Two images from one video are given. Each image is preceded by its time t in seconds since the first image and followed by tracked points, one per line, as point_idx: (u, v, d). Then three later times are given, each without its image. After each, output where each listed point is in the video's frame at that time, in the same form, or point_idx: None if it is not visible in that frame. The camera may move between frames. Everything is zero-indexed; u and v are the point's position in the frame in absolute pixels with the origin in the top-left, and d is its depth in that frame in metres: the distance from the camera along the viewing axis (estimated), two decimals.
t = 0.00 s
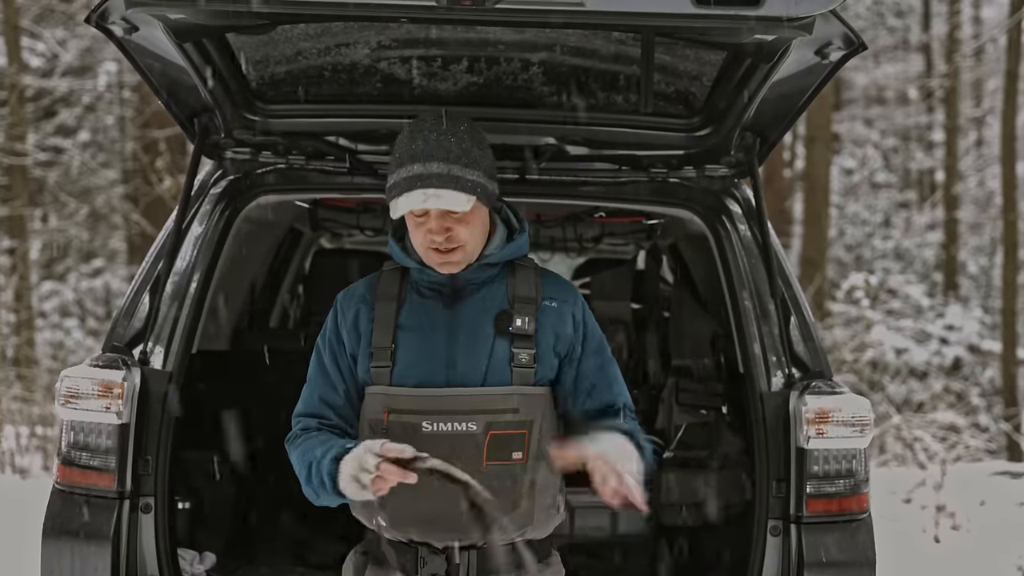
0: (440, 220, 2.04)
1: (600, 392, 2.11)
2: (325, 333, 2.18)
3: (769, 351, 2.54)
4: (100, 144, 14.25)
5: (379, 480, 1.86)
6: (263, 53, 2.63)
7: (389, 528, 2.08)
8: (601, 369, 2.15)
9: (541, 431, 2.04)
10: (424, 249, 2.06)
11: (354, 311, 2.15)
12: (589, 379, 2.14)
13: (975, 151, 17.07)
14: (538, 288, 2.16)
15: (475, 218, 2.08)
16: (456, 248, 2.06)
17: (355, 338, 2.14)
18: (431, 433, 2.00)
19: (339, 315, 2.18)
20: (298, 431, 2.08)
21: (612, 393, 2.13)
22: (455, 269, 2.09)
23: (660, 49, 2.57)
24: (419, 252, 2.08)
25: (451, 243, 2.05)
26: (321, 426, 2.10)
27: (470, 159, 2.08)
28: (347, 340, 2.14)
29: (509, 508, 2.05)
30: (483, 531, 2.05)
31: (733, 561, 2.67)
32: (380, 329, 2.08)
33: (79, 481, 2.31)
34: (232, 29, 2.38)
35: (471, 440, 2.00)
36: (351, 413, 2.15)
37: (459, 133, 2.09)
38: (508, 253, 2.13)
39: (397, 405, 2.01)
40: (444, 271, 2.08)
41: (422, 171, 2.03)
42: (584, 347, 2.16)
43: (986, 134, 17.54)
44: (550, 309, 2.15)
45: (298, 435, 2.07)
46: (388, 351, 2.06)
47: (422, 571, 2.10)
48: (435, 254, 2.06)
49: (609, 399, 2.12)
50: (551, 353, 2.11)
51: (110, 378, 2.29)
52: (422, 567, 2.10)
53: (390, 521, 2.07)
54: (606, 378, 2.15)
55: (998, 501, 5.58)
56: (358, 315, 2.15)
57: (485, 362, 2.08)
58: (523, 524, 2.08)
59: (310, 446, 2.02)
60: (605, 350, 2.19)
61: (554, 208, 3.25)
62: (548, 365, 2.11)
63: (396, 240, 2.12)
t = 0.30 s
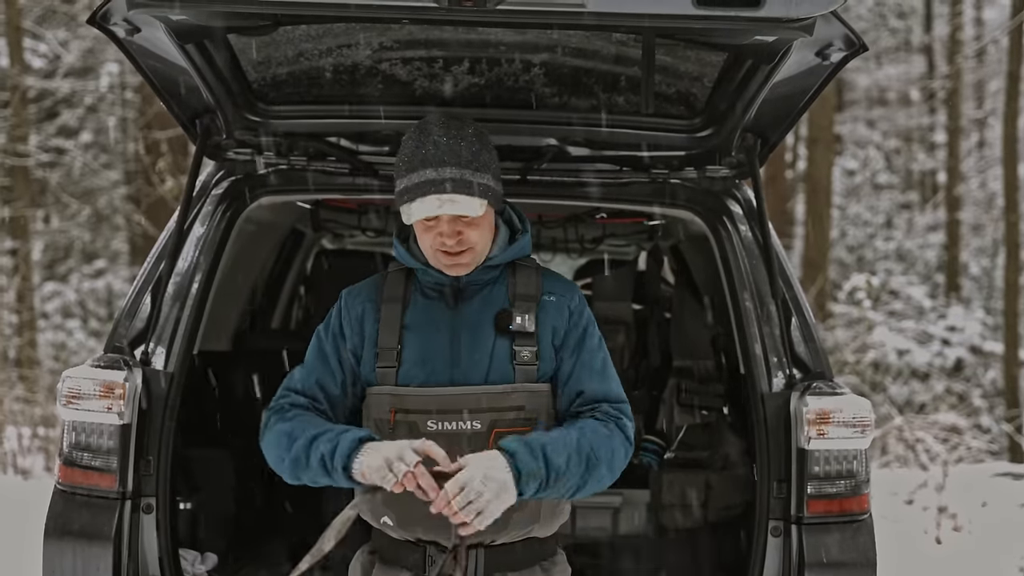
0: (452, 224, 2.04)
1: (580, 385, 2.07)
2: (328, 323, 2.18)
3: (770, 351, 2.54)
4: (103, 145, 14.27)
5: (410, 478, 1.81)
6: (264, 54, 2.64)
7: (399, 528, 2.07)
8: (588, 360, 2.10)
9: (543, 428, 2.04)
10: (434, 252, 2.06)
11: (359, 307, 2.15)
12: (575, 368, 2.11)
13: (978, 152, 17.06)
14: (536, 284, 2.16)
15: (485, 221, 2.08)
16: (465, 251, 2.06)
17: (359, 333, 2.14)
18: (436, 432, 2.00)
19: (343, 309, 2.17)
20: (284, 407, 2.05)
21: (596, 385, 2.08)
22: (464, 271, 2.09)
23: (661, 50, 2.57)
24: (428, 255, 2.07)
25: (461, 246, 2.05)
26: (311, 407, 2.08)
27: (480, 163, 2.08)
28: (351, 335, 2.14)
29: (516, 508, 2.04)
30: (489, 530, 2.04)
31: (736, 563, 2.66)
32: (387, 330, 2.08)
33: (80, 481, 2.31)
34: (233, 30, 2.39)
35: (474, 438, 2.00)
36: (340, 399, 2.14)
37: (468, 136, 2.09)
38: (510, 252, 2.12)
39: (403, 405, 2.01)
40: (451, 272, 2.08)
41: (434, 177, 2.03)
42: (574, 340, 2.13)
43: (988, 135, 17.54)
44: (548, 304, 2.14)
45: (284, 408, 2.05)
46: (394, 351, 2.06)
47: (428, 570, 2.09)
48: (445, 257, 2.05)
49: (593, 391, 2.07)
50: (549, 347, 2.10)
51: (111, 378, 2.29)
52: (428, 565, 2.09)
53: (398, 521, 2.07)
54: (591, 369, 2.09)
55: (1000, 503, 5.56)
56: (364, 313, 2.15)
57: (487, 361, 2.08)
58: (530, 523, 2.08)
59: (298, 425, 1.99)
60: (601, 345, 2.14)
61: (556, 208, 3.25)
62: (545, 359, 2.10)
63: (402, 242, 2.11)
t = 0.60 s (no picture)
0: (449, 219, 2.05)
1: (587, 390, 2.08)
2: (332, 317, 2.21)
3: (771, 350, 2.54)
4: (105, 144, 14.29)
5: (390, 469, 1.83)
6: (266, 53, 2.64)
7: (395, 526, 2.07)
8: (592, 364, 2.11)
9: (542, 427, 2.05)
10: (433, 247, 2.07)
11: (362, 302, 2.17)
12: (578, 371, 2.11)
13: (980, 151, 17.05)
14: (538, 281, 2.15)
15: (482, 216, 2.08)
16: (463, 246, 2.06)
17: (363, 328, 2.17)
18: (434, 430, 2.00)
19: (347, 304, 2.19)
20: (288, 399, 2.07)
21: (601, 392, 2.08)
22: (463, 267, 2.10)
23: (662, 49, 2.57)
24: (428, 251, 2.08)
25: (458, 242, 2.06)
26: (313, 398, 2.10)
27: (478, 158, 2.08)
28: (354, 328, 2.17)
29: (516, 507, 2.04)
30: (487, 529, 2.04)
31: (737, 562, 2.66)
32: (388, 327, 2.09)
33: (82, 479, 2.31)
34: (235, 28, 2.40)
35: (473, 436, 2.00)
36: (345, 388, 2.16)
37: (467, 132, 2.09)
38: (511, 250, 2.13)
39: (402, 402, 2.01)
40: (450, 268, 2.09)
41: (431, 172, 2.03)
42: (577, 344, 2.12)
43: (991, 135, 17.52)
44: (548, 302, 2.13)
45: (288, 399, 2.08)
46: (394, 349, 2.07)
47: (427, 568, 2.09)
48: (443, 253, 2.06)
49: (596, 400, 2.08)
50: (549, 347, 2.11)
51: (113, 377, 2.30)
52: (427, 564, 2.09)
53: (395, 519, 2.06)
54: (597, 377, 2.10)
55: (1001, 502, 5.56)
56: (366, 309, 2.17)
57: (485, 359, 2.07)
58: (527, 522, 2.08)
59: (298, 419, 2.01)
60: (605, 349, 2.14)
61: (558, 207, 3.25)
62: (546, 359, 2.10)
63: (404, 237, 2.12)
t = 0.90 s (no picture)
0: (453, 218, 2.05)
1: (599, 395, 2.11)
2: (336, 331, 2.17)
3: (773, 349, 2.54)
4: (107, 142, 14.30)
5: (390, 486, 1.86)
6: (268, 52, 2.65)
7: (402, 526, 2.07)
8: (603, 370, 2.14)
9: (548, 429, 2.06)
10: (436, 248, 2.06)
11: (364, 307, 2.15)
12: (586, 377, 2.14)
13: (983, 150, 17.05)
14: (546, 286, 2.16)
15: (487, 216, 2.08)
16: (466, 246, 2.06)
17: (367, 335, 2.13)
18: (441, 430, 2.00)
19: (349, 313, 2.16)
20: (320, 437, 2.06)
21: (609, 398, 2.12)
22: (466, 267, 2.09)
23: (663, 48, 2.58)
24: (431, 250, 2.08)
25: (461, 242, 2.05)
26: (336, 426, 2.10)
27: (481, 157, 2.08)
28: (358, 336, 2.13)
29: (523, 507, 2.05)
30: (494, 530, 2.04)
31: (739, 561, 2.67)
32: (391, 327, 2.08)
33: (84, 479, 2.32)
34: (237, 28, 2.40)
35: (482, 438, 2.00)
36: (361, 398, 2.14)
37: (471, 130, 2.09)
38: (516, 252, 2.13)
39: (407, 402, 2.01)
40: (453, 267, 2.08)
41: (435, 169, 2.04)
42: (587, 349, 2.15)
43: (993, 134, 17.50)
44: (558, 306, 2.14)
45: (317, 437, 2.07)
46: (397, 349, 2.07)
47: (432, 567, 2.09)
48: (448, 253, 2.06)
49: (604, 404, 2.11)
50: (559, 351, 2.11)
51: (115, 376, 2.29)
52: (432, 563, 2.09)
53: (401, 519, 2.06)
54: (606, 383, 2.13)
55: (1003, 501, 5.57)
56: (368, 312, 2.15)
57: (494, 361, 2.08)
58: (532, 524, 2.09)
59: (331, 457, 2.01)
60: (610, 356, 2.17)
61: (559, 206, 3.25)
62: (556, 362, 2.11)
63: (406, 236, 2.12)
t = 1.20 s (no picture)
0: (447, 208, 2.04)
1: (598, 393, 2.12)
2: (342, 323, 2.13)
3: (773, 349, 2.54)
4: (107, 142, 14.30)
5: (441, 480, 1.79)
6: (268, 52, 2.65)
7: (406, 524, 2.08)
8: (603, 369, 2.15)
9: (551, 427, 2.06)
10: (433, 238, 2.06)
11: (370, 304, 2.13)
12: (588, 375, 2.15)
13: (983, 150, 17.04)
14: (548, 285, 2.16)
15: (482, 205, 2.08)
16: (463, 237, 2.05)
17: (373, 330, 2.12)
18: (448, 430, 2.00)
19: (353, 309, 2.14)
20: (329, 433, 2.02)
21: (609, 396, 2.13)
22: (462, 260, 2.08)
23: (664, 48, 2.58)
24: (429, 243, 2.07)
25: (457, 232, 2.05)
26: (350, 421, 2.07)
27: (477, 146, 2.08)
28: (364, 331, 2.11)
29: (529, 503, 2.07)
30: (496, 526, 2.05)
31: (738, 561, 2.67)
32: (397, 326, 2.07)
33: (84, 478, 2.32)
34: (238, 28, 2.40)
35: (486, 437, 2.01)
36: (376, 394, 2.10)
37: (465, 122, 2.10)
38: (516, 252, 2.12)
39: (412, 402, 2.01)
40: (450, 260, 2.07)
41: (427, 156, 2.04)
42: (587, 347, 2.16)
43: (993, 134, 17.50)
44: (560, 305, 2.15)
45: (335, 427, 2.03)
46: (405, 348, 2.06)
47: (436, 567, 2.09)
48: (444, 244, 2.05)
49: (603, 402, 2.12)
50: (562, 350, 2.12)
51: (115, 376, 2.29)
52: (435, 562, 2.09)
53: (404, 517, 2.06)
54: (606, 380, 2.14)
55: (1003, 501, 5.56)
56: (375, 309, 2.13)
57: (500, 359, 2.08)
58: (535, 522, 2.09)
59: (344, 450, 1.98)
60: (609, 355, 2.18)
61: (558, 206, 3.25)
62: (558, 361, 2.11)
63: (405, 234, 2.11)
